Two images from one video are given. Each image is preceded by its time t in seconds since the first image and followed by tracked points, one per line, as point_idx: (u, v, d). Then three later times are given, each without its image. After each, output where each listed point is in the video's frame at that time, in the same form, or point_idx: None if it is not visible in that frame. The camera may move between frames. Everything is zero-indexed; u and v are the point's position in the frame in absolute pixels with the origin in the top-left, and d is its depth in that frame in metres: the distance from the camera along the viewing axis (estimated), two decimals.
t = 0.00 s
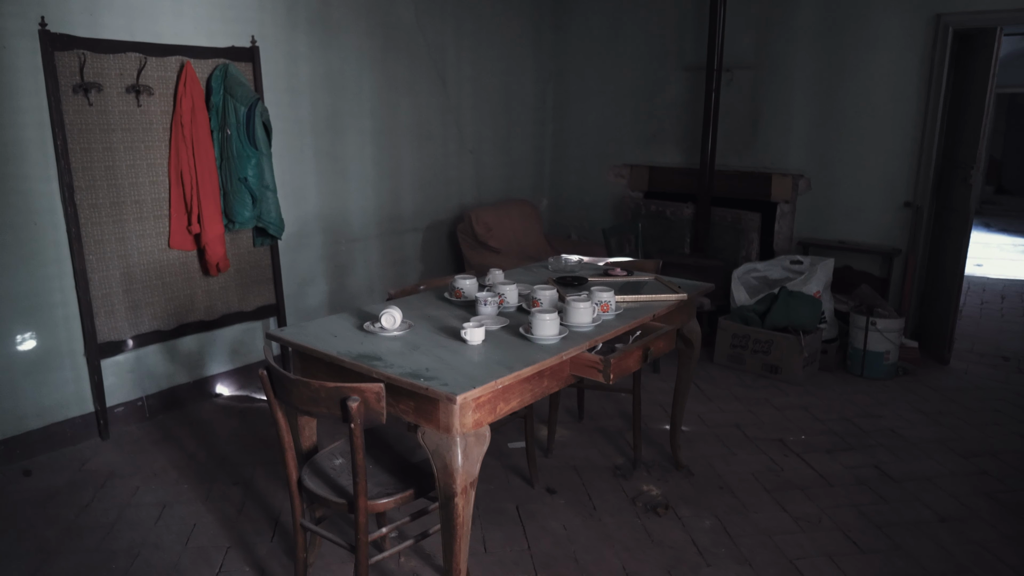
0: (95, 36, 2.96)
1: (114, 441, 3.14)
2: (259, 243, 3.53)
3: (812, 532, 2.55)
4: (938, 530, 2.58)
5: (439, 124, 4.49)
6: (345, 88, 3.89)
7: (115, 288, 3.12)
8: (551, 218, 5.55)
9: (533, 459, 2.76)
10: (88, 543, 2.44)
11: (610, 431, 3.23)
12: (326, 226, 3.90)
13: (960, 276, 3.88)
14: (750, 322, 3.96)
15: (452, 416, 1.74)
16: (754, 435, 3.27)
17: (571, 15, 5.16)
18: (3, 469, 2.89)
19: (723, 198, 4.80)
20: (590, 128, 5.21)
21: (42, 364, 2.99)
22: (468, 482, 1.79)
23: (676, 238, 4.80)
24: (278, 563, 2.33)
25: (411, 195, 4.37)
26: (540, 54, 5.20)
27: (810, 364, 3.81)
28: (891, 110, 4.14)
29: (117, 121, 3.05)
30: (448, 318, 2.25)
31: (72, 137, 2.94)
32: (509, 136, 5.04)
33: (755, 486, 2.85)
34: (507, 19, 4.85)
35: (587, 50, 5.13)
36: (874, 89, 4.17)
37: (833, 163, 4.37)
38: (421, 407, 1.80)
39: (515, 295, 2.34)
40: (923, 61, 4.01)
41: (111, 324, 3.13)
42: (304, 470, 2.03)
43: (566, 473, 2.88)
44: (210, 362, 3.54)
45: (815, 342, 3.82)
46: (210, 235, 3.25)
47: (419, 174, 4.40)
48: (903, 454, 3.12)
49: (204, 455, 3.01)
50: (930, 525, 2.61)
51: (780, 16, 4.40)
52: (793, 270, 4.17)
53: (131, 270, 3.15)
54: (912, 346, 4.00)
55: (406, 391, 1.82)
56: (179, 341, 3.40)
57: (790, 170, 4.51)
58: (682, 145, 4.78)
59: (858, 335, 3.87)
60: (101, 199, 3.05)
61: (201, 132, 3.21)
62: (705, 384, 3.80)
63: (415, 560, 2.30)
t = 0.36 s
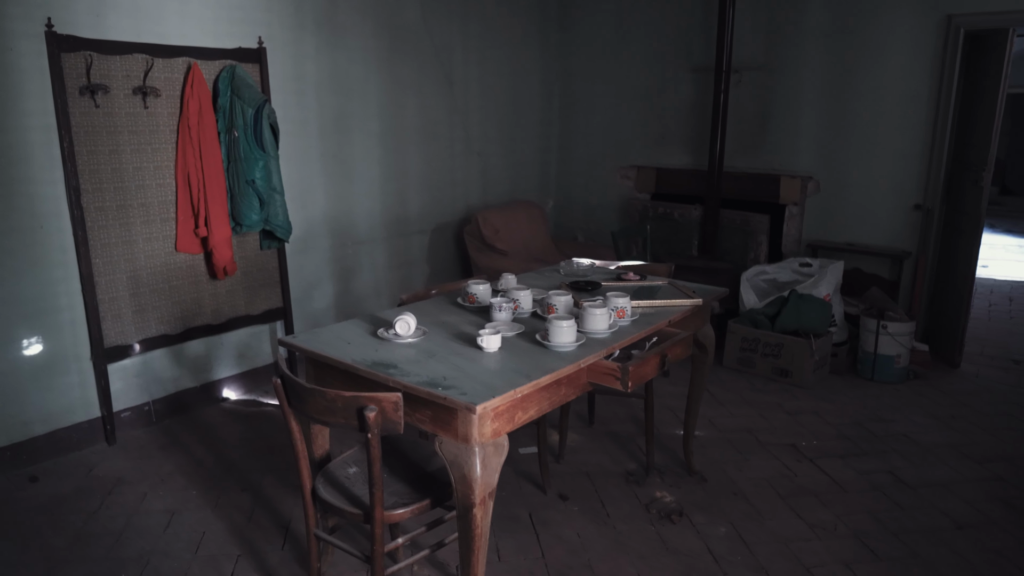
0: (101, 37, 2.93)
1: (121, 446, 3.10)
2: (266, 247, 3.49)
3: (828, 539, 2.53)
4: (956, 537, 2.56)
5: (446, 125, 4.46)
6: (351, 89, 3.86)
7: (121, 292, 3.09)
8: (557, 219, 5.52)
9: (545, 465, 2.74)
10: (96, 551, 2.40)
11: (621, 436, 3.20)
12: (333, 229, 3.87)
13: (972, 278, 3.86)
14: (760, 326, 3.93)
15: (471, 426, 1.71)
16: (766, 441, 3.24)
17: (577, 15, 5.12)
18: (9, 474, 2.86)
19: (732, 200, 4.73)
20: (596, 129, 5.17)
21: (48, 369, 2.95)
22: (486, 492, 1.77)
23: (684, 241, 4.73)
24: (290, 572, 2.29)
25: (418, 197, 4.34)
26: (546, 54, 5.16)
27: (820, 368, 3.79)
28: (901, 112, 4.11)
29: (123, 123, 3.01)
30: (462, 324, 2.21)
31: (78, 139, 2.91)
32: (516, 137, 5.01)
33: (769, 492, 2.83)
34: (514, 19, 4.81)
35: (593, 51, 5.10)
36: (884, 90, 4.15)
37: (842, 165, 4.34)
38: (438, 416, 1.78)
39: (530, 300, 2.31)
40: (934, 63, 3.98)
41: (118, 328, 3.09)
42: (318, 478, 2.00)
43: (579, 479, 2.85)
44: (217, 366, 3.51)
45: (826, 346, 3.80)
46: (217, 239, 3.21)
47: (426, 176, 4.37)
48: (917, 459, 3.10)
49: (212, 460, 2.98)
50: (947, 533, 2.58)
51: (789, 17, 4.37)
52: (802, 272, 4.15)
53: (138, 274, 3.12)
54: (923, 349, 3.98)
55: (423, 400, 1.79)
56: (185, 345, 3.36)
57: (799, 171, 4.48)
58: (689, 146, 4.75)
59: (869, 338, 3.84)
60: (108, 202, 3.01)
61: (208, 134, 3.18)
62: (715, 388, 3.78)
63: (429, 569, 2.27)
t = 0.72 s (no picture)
0: (111, 39, 2.90)
1: (131, 452, 3.07)
2: (275, 250, 3.46)
3: (848, 548, 2.50)
4: (977, 546, 2.53)
5: (455, 127, 4.42)
6: (360, 90, 3.82)
7: (131, 296, 3.06)
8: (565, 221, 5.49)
9: (561, 472, 2.71)
10: (108, 559, 2.36)
11: (635, 442, 3.17)
12: (342, 232, 3.83)
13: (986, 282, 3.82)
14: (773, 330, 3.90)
15: (496, 437, 1.68)
16: (781, 446, 3.21)
17: (585, 16, 5.09)
18: (19, 481, 2.83)
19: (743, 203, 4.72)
20: (604, 131, 5.14)
21: (58, 374, 2.92)
22: (510, 504, 1.74)
23: (693, 244, 4.72)
24: None
25: (426, 200, 4.31)
26: (553, 56, 5.13)
27: (833, 372, 3.76)
28: (914, 114, 4.08)
29: (133, 125, 2.98)
30: (481, 331, 2.18)
31: (88, 142, 2.87)
32: (524, 139, 4.97)
33: (786, 499, 2.80)
34: (522, 20, 4.77)
35: (601, 52, 5.06)
36: (896, 93, 4.11)
37: (854, 167, 4.31)
38: (461, 426, 1.75)
39: (549, 307, 2.28)
40: (948, 64, 3.94)
41: (127, 333, 3.06)
42: (337, 488, 1.97)
43: (594, 486, 2.82)
44: (227, 371, 3.48)
45: (839, 350, 3.77)
46: (227, 243, 3.17)
47: (434, 178, 4.34)
48: (934, 465, 3.07)
49: (222, 466, 2.94)
50: (968, 541, 2.55)
51: (800, 18, 4.34)
52: (814, 275, 4.11)
53: (148, 278, 3.09)
54: (936, 354, 3.95)
55: (446, 410, 1.76)
56: (195, 350, 3.34)
57: (810, 174, 4.45)
58: (699, 148, 4.71)
59: (882, 342, 3.82)
60: (118, 205, 2.98)
61: (218, 137, 3.14)
62: (727, 393, 3.75)
63: None
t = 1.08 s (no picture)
0: (129, 41, 2.88)
1: (148, 457, 3.05)
2: (293, 253, 3.43)
3: (876, 557, 2.47)
4: (1006, 556, 2.49)
5: (470, 129, 4.40)
6: (377, 92, 3.80)
7: (149, 300, 3.03)
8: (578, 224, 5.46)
9: (584, 480, 2.68)
10: (129, 567, 2.32)
11: (656, 448, 3.15)
12: (359, 235, 3.81)
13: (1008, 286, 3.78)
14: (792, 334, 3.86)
15: (530, 448, 1.66)
16: (803, 453, 3.18)
17: (600, 17, 5.06)
18: (37, 486, 2.81)
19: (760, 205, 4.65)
20: (619, 133, 5.11)
21: (76, 378, 2.91)
22: (544, 515, 1.72)
23: (710, 247, 4.69)
24: None
25: (442, 202, 4.29)
26: (568, 57, 5.10)
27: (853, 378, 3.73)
28: (934, 116, 4.04)
29: (152, 128, 2.96)
30: (508, 338, 2.16)
31: (107, 145, 2.85)
32: (538, 141, 4.95)
33: (811, 507, 2.77)
34: (537, 22, 4.74)
35: (616, 53, 5.03)
36: (916, 95, 4.08)
37: (872, 170, 4.27)
38: (493, 436, 1.72)
39: (575, 313, 2.25)
40: (969, 66, 3.90)
41: (145, 337, 3.03)
42: (364, 497, 1.94)
43: (617, 493, 2.80)
44: (243, 375, 3.47)
45: (859, 355, 3.74)
46: (246, 246, 3.15)
47: (450, 180, 4.32)
48: (959, 473, 3.04)
49: (241, 471, 2.92)
50: (997, 551, 2.52)
51: (818, 19, 4.30)
52: (832, 279, 4.08)
53: (166, 281, 3.06)
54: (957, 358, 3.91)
55: (478, 420, 1.74)
56: (212, 353, 3.32)
57: (828, 177, 4.41)
58: (715, 150, 4.67)
59: (903, 347, 3.78)
60: (136, 209, 2.95)
61: (236, 139, 3.12)
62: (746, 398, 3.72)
63: None
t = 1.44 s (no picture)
0: (157, 45, 2.88)
1: (174, 460, 3.05)
2: (318, 256, 3.42)
3: (912, 569, 2.42)
4: None
5: (493, 131, 4.37)
6: (401, 94, 3.78)
7: (176, 303, 3.02)
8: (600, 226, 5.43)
9: (614, 487, 2.66)
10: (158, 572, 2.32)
11: (684, 454, 3.11)
12: (382, 238, 3.80)
13: None
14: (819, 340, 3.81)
15: (570, 460, 1.63)
16: (833, 461, 3.14)
17: (622, 19, 5.02)
18: (65, 489, 2.82)
19: (786, 209, 4.56)
20: (642, 135, 5.07)
21: (103, 381, 2.91)
22: (583, 528, 1.69)
23: (735, 251, 4.62)
24: None
25: (465, 205, 4.27)
26: (590, 59, 5.06)
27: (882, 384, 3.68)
28: (964, 119, 3.97)
29: (179, 131, 2.94)
30: (542, 345, 2.13)
31: (134, 148, 2.84)
32: (560, 143, 4.92)
33: (843, 517, 2.73)
34: (559, 23, 4.71)
35: (639, 55, 4.99)
36: (946, 97, 4.01)
37: (901, 173, 4.21)
38: (532, 447, 1.70)
39: (609, 321, 2.23)
40: (1001, 68, 3.83)
41: (172, 340, 3.02)
42: (398, 506, 1.92)
43: (646, 501, 2.77)
44: (268, 378, 3.47)
45: (888, 362, 3.69)
46: (272, 249, 3.13)
47: (473, 183, 4.30)
48: (993, 483, 2.98)
49: (267, 475, 2.91)
50: None
51: (846, 20, 4.25)
52: (859, 283, 4.03)
53: (192, 285, 3.05)
54: (987, 365, 3.84)
55: (517, 430, 1.71)
56: (237, 357, 3.32)
57: (855, 180, 4.36)
58: (740, 153, 4.63)
59: (932, 353, 3.72)
60: (163, 212, 2.94)
61: (263, 142, 3.10)
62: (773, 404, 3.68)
63: None
